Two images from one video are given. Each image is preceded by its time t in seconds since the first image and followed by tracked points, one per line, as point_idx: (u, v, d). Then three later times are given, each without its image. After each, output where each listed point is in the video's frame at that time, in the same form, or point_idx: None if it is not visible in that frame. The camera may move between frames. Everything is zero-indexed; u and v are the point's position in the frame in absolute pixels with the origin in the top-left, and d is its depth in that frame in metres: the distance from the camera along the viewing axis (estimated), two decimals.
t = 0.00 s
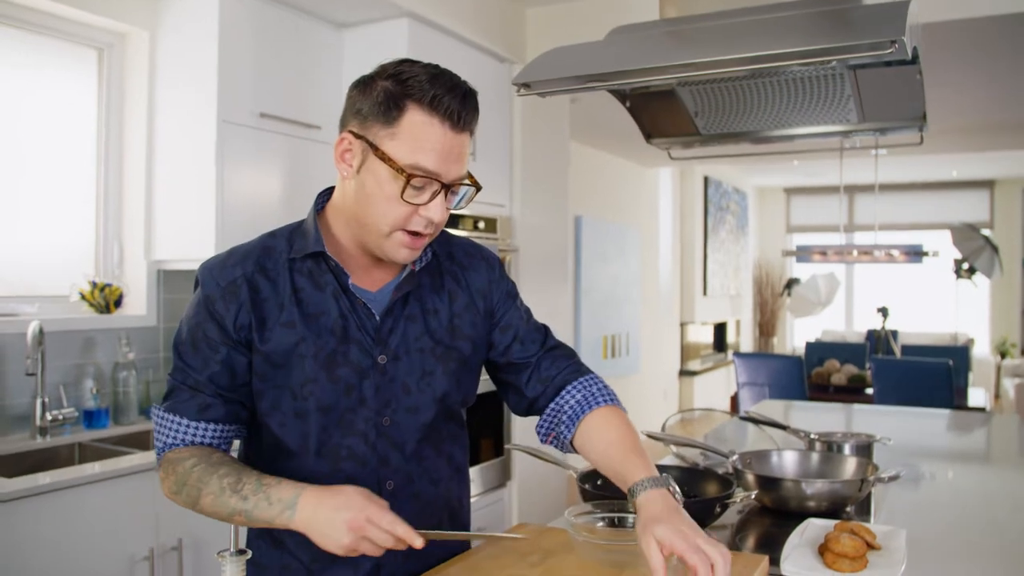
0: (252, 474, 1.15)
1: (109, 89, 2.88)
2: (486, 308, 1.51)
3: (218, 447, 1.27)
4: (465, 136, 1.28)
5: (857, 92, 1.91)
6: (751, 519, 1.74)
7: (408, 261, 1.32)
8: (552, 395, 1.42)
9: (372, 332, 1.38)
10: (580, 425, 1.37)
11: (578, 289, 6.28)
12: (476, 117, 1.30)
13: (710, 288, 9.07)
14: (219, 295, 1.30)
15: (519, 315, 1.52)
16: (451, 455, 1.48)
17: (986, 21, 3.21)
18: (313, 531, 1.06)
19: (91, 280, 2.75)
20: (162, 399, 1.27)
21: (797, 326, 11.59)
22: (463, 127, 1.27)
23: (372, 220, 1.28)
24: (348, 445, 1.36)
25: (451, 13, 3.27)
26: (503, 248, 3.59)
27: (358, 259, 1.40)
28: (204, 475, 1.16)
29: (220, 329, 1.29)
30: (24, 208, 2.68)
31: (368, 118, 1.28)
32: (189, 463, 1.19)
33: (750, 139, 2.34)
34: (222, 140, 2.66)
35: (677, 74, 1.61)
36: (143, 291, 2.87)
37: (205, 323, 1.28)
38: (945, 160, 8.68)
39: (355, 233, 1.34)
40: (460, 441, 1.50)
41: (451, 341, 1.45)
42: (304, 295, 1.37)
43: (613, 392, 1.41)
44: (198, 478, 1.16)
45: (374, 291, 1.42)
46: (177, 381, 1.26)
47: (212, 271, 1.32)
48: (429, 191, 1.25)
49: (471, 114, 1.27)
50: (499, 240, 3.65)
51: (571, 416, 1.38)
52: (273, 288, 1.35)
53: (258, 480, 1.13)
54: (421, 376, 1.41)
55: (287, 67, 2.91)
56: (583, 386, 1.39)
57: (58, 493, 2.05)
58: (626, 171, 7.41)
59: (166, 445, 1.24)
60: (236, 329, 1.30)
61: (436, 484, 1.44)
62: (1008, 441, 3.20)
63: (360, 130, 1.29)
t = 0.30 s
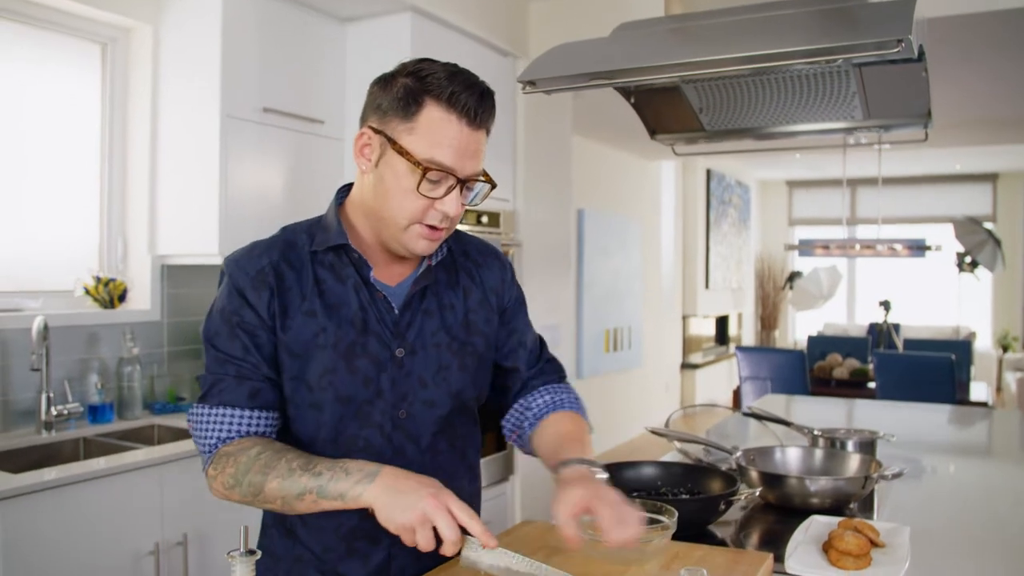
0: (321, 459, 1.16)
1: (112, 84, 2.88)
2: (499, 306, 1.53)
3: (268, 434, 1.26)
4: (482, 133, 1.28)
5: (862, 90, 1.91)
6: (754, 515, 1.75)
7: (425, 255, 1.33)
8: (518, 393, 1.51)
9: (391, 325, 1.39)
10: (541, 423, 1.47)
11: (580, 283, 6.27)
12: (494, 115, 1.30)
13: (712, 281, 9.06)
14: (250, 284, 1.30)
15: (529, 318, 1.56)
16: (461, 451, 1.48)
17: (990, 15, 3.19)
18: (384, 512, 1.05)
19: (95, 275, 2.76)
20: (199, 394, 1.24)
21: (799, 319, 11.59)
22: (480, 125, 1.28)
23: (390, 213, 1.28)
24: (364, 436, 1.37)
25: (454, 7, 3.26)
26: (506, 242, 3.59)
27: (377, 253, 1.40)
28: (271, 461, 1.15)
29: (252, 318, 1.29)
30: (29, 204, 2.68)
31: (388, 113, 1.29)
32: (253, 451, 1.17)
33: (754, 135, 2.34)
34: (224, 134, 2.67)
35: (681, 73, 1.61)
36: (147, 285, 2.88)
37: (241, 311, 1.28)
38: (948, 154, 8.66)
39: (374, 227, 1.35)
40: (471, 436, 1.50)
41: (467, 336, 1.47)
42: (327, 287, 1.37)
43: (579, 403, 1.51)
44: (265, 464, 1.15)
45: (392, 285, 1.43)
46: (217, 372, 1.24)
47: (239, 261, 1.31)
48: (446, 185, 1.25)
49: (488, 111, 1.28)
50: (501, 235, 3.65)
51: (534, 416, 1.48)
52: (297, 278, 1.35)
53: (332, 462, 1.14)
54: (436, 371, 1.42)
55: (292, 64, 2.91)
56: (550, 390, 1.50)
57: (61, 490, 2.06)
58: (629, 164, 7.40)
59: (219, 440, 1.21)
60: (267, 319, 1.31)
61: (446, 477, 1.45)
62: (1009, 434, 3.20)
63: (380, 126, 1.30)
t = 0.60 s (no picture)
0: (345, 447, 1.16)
1: (113, 79, 2.88)
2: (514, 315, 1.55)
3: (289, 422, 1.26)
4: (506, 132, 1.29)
5: (865, 88, 1.92)
6: (755, 511, 1.76)
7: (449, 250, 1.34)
8: (505, 405, 1.56)
9: (415, 321, 1.40)
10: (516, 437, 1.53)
11: (580, 277, 6.28)
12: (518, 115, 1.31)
13: (711, 275, 9.07)
14: (279, 270, 1.31)
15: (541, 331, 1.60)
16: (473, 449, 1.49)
17: (991, 10, 3.19)
18: (406, 500, 1.06)
19: (97, 271, 2.76)
20: (221, 378, 1.23)
21: (798, 312, 11.59)
22: (504, 124, 1.29)
23: (414, 209, 1.30)
24: (385, 429, 1.37)
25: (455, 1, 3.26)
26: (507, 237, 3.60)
27: (402, 249, 1.42)
28: (294, 446, 1.16)
29: (279, 304, 1.29)
30: (31, 199, 2.68)
31: (415, 112, 1.30)
32: (276, 436, 1.17)
33: (755, 132, 2.34)
34: (226, 130, 2.68)
35: (684, 70, 1.62)
36: (149, 281, 2.88)
37: (269, 295, 1.29)
38: (948, 148, 8.67)
39: (399, 223, 1.36)
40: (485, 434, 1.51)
41: (487, 338, 1.49)
42: (354, 279, 1.38)
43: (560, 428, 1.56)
44: (288, 449, 1.15)
45: (417, 282, 1.44)
46: (243, 356, 1.24)
47: (268, 249, 1.32)
48: (469, 183, 1.27)
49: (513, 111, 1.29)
50: (502, 230, 3.66)
51: (512, 430, 1.55)
52: (325, 269, 1.36)
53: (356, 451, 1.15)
54: (456, 369, 1.44)
55: (294, 59, 2.92)
56: (534, 409, 1.56)
57: (64, 486, 2.06)
58: (628, 158, 7.39)
59: (240, 425, 1.21)
60: (294, 306, 1.31)
61: (459, 470, 1.45)
62: (1007, 428, 3.22)
63: (407, 124, 1.32)
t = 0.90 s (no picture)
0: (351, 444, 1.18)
1: (107, 72, 2.87)
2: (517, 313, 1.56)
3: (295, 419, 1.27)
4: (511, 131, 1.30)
5: (857, 86, 1.93)
6: (747, 505, 1.78)
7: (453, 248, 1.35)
8: (506, 403, 1.58)
9: (419, 320, 1.41)
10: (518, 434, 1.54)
11: (572, 271, 6.29)
12: (523, 114, 1.33)
13: (703, 268, 9.10)
14: (285, 267, 1.32)
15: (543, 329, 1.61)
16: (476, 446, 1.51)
17: (982, 7, 3.21)
18: (410, 499, 1.07)
19: (90, 266, 2.76)
20: (228, 374, 1.24)
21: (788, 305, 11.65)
22: (509, 122, 1.30)
23: (419, 206, 1.31)
24: (388, 426, 1.38)
25: None
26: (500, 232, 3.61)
27: (408, 246, 1.42)
28: (301, 442, 1.17)
29: (285, 301, 1.30)
30: (24, 194, 2.67)
31: (421, 110, 1.31)
32: (283, 432, 1.19)
33: (748, 128, 2.35)
34: (220, 125, 2.68)
35: (679, 68, 1.63)
36: (142, 276, 2.86)
37: (275, 291, 1.30)
38: (938, 142, 8.71)
39: (404, 220, 1.37)
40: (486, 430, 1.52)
41: (491, 337, 1.50)
42: (359, 276, 1.38)
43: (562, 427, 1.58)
44: (295, 444, 1.17)
45: (422, 280, 1.45)
46: (249, 352, 1.25)
47: (274, 245, 1.33)
48: (474, 180, 1.28)
49: (518, 110, 1.30)
50: (495, 224, 3.67)
51: (514, 428, 1.55)
52: (331, 266, 1.37)
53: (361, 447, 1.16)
54: (459, 367, 1.45)
55: (288, 53, 2.91)
56: (536, 407, 1.57)
57: (60, 482, 2.07)
58: (620, 151, 7.40)
59: (246, 421, 1.22)
60: (299, 302, 1.32)
61: (459, 465, 1.47)
62: (996, 421, 3.26)
63: (412, 122, 1.32)
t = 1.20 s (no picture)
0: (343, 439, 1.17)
1: (94, 62, 2.85)
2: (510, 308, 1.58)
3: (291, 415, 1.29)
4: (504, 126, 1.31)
5: (843, 80, 1.95)
6: (734, 493, 1.81)
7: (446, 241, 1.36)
8: (498, 398, 1.60)
9: (414, 313, 1.43)
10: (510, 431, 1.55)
11: (559, 261, 6.31)
12: (516, 109, 1.34)
13: (689, 258, 9.14)
14: (281, 261, 1.33)
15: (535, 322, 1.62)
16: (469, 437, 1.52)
17: None
18: (405, 503, 1.08)
19: (79, 257, 2.75)
20: (226, 368, 1.26)
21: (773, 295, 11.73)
22: (502, 116, 1.31)
23: (413, 199, 1.32)
24: (383, 418, 1.40)
25: None
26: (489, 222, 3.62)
27: (403, 240, 1.44)
28: (293, 439, 1.17)
29: (281, 295, 1.32)
30: (11, 185, 2.66)
31: (415, 104, 1.32)
32: (278, 428, 1.19)
33: (736, 121, 2.37)
34: (210, 116, 2.68)
35: (669, 63, 1.65)
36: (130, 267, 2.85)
37: (271, 286, 1.31)
38: (923, 133, 8.78)
39: (398, 213, 1.38)
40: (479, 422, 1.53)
41: (484, 329, 1.51)
42: (355, 270, 1.40)
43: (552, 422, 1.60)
44: (288, 443, 1.17)
45: (417, 273, 1.46)
46: (245, 346, 1.27)
47: (270, 239, 1.34)
48: (467, 174, 1.29)
49: (511, 105, 1.31)
50: (484, 215, 3.68)
51: (507, 423, 1.57)
52: (327, 260, 1.38)
53: (351, 446, 1.15)
54: (453, 360, 1.46)
55: (275, 44, 2.90)
56: (526, 403, 1.58)
57: (52, 473, 2.08)
58: (607, 141, 7.41)
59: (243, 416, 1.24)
60: (295, 296, 1.33)
61: (452, 457, 1.49)
62: (977, 408, 3.31)
63: (406, 116, 1.34)
